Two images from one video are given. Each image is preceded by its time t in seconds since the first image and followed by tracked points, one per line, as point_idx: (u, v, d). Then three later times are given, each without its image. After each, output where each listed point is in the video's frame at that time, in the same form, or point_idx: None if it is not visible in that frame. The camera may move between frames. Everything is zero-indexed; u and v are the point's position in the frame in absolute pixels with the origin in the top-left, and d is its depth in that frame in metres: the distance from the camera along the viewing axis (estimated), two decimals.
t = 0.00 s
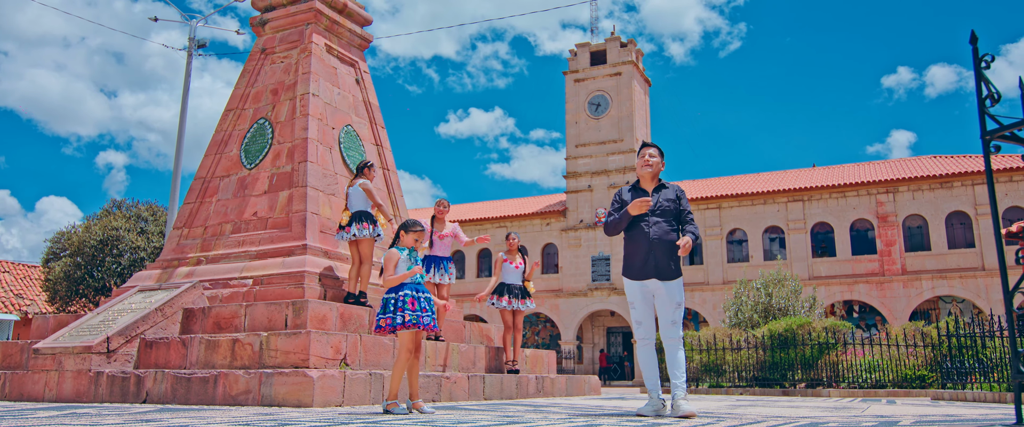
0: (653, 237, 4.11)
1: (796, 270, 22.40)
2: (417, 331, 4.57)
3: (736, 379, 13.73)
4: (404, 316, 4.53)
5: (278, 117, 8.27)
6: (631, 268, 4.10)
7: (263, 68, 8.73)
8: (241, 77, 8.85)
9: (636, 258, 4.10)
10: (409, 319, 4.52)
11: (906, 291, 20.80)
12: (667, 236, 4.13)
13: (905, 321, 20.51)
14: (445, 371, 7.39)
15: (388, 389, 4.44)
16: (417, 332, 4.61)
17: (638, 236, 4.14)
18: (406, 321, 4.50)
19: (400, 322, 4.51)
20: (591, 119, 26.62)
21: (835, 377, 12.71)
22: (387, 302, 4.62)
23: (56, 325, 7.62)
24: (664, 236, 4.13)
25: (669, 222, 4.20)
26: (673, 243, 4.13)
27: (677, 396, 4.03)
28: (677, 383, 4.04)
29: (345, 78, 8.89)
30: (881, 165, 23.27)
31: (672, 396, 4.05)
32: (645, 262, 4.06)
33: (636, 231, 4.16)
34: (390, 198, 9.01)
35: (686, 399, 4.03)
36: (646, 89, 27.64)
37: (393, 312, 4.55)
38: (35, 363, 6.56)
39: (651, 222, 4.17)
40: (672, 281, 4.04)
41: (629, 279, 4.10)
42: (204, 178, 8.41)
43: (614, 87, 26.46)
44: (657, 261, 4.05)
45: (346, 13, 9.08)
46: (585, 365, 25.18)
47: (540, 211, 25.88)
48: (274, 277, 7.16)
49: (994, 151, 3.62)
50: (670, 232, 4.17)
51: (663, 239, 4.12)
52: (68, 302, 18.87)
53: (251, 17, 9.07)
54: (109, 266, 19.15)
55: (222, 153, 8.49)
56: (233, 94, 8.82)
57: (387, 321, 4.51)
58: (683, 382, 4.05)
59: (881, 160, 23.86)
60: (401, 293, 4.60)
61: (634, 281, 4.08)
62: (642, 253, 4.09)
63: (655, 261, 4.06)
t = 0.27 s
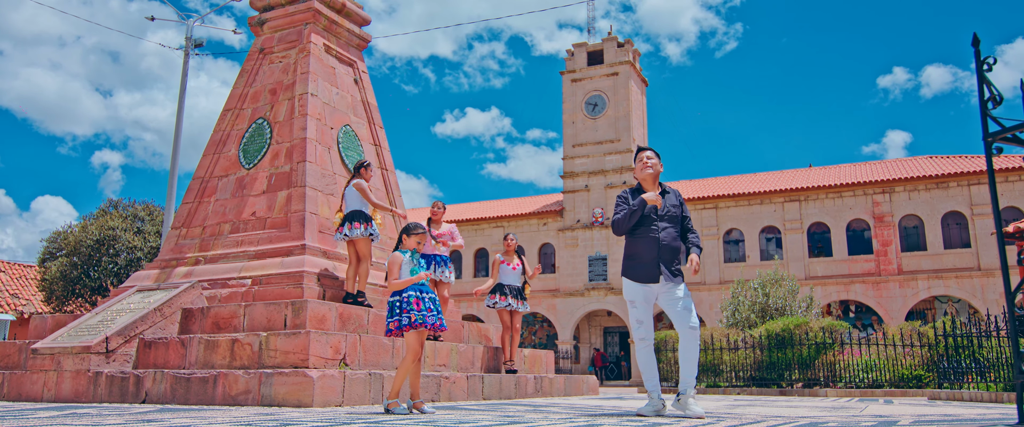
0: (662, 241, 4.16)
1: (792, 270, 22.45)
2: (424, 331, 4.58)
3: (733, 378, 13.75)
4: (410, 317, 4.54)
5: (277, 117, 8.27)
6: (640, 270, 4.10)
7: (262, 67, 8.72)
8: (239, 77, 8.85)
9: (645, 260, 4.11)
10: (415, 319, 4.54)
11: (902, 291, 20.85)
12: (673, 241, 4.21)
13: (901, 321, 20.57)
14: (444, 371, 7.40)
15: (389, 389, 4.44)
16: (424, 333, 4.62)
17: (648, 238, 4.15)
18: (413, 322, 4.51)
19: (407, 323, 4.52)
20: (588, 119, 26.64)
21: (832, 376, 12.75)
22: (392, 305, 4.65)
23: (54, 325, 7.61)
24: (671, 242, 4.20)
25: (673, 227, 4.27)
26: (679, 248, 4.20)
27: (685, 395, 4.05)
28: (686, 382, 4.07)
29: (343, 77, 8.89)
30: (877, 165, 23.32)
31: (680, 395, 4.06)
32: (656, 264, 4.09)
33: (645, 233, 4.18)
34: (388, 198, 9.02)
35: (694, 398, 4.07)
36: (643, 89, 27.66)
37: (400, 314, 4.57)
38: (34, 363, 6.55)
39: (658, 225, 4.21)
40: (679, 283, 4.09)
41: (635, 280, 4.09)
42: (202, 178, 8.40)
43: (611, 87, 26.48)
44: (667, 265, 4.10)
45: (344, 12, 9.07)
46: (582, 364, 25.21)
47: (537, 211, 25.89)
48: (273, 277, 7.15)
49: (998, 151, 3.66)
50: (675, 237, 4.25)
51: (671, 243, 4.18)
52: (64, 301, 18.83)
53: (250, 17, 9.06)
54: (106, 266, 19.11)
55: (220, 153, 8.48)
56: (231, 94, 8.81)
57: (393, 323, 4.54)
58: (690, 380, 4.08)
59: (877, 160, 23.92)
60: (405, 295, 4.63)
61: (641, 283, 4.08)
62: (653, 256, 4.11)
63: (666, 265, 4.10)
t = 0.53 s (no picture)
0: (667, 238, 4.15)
1: (790, 270, 22.48)
2: (416, 330, 4.58)
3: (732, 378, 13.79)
4: (403, 314, 4.55)
5: (276, 117, 8.26)
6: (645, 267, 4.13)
7: (261, 67, 8.72)
8: (239, 77, 8.84)
9: (651, 257, 4.12)
10: (407, 318, 4.55)
11: (899, 291, 20.89)
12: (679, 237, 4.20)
13: (898, 321, 20.62)
14: (443, 371, 7.41)
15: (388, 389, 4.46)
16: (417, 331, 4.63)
17: (652, 236, 4.16)
18: (405, 320, 4.52)
19: (399, 321, 4.54)
20: (586, 118, 26.66)
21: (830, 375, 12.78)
22: (387, 301, 4.64)
23: (53, 325, 7.60)
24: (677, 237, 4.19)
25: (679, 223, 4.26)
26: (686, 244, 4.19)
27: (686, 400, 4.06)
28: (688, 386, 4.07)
29: (343, 77, 8.89)
30: (874, 165, 23.37)
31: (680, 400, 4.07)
32: (661, 262, 4.10)
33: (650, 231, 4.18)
34: (387, 198, 9.03)
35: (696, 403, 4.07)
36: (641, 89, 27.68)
37: (393, 311, 4.58)
38: (33, 363, 6.55)
39: (662, 221, 4.22)
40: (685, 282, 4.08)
41: (641, 280, 4.12)
42: (202, 178, 8.40)
43: (609, 87, 26.50)
44: (672, 263, 4.10)
45: (343, 13, 9.07)
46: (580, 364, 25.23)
47: (534, 211, 25.90)
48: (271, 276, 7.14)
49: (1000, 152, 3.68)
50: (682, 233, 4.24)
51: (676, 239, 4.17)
52: (62, 301, 18.81)
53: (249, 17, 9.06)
54: (103, 266, 19.08)
55: (219, 153, 8.48)
56: (231, 94, 8.81)
57: (387, 319, 4.54)
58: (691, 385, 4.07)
59: (874, 160, 23.96)
60: (400, 292, 4.62)
61: (646, 282, 4.10)
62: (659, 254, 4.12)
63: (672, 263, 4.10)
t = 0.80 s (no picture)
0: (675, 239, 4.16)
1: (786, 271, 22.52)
2: (406, 332, 4.58)
3: (729, 378, 13.81)
4: (391, 315, 4.56)
5: (275, 118, 8.26)
6: (654, 270, 4.16)
7: (260, 68, 8.71)
8: (238, 77, 8.84)
9: (659, 260, 4.13)
10: (395, 318, 4.55)
11: (896, 291, 20.94)
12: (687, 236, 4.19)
13: (894, 322, 20.68)
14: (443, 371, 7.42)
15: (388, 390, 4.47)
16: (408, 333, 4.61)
17: (659, 240, 4.16)
18: (391, 320, 4.53)
19: (386, 321, 4.54)
20: (583, 119, 26.68)
21: (827, 376, 12.81)
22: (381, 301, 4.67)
23: (52, 325, 7.59)
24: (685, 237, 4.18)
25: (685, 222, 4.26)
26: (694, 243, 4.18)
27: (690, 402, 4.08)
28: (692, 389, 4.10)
29: (342, 78, 8.89)
30: (871, 166, 23.42)
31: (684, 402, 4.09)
32: (670, 264, 4.10)
33: (657, 234, 4.19)
34: (386, 198, 9.03)
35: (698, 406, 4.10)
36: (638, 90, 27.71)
37: (382, 311, 4.59)
38: (32, 363, 6.54)
39: (668, 223, 4.22)
40: (694, 283, 4.07)
41: (651, 280, 4.15)
42: (201, 178, 8.40)
43: (606, 88, 26.51)
44: (683, 264, 4.09)
45: (342, 13, 9.07)
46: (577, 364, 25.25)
47: (532, 211, 25.90)
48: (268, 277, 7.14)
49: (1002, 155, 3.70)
50: (689, 231, 4.23)
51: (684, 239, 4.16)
52: (58, 301, 18.76)
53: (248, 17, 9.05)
54: (100, 266, 19.03)
55: (218, 153, 8.47)
56: (230, 94, 8.80)
57: (376, 319, 4.56)
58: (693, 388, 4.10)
59: (871, 161, 24.00)
60: (393, 292, 4.64)
61: (656, 284, 4.13)
62: (666, 256, 4.13)
63: (681, 263, 4.10)
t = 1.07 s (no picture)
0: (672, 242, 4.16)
1: (781, 272, 22.57)
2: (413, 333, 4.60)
3: (725, 379, 13.84)
4: (401, 317, 4.56)
5: (273, 118, 8.25)
6: (656, 271, 4.20)
7: (257, 68, 8.71)
8: (235, 77, 8.83)
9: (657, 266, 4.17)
10: (406, 320, 4.55)
11: (890, 292, 21.01)
12: (686, 236, 4.17)
13: (889, 322, 20.75)
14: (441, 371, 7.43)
15: (390, 390, 4.48)
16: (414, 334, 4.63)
17: (657, 244, 4.20)
18: (403, 323, 4.53)
19: (397, 323, 4.53)
20: (579, 120, 26.70)
21: (822, 376, 12.86)
22: (385, 303, 4.64)
23: (48, 325, 7.57)
24: (684, 237, 4.17)
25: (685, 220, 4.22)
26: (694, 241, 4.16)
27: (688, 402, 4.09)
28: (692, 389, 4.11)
29: (339, 78, 8.88)
30: (865, 167, 23.49)
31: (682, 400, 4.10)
32: (668, 269, 4.13)
33: (656, 239, 4.23)
34: (384, 199, 9.04)
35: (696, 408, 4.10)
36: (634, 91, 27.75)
37: (391, 313, 4.58)
38: (29, 364, 6.52)
39: (667, 224, 4.22)
40: (694, 281, 4.08)
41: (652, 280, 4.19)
42: (197, 178, 8.38)
43: (602, 88, 26.54)
44: (682, 264, 4.11)
45: (340, 13, 9.07)
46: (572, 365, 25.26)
47: (527, 211, 25.91)
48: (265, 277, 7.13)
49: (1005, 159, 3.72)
50: (690, 227, 4.20)
51: (682, 240, 4.15)
52: (53, 301, 18.71)
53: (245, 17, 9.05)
54: (95, 266, 18.97)
55: (215, 153, 8.46)
56: (227, 94, 8.79)
57: (384, 321, 4.54)
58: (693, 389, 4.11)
59: (866, 162, 24.07)
60: (400, 295, 4.63)
61: (658, 285, 4.17)
62: (664, 261, 4.16)
63: (678, 267, 4.12)
